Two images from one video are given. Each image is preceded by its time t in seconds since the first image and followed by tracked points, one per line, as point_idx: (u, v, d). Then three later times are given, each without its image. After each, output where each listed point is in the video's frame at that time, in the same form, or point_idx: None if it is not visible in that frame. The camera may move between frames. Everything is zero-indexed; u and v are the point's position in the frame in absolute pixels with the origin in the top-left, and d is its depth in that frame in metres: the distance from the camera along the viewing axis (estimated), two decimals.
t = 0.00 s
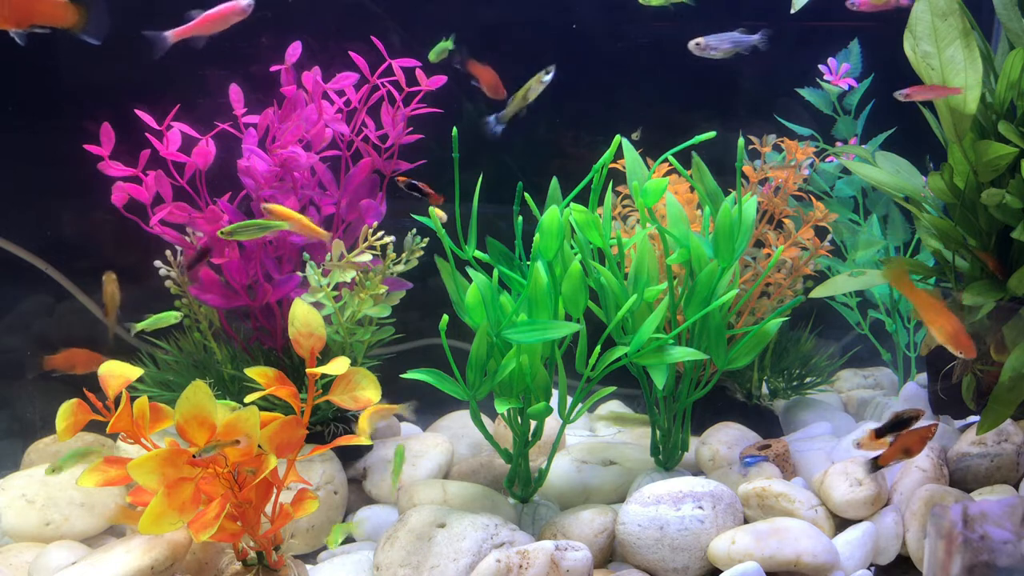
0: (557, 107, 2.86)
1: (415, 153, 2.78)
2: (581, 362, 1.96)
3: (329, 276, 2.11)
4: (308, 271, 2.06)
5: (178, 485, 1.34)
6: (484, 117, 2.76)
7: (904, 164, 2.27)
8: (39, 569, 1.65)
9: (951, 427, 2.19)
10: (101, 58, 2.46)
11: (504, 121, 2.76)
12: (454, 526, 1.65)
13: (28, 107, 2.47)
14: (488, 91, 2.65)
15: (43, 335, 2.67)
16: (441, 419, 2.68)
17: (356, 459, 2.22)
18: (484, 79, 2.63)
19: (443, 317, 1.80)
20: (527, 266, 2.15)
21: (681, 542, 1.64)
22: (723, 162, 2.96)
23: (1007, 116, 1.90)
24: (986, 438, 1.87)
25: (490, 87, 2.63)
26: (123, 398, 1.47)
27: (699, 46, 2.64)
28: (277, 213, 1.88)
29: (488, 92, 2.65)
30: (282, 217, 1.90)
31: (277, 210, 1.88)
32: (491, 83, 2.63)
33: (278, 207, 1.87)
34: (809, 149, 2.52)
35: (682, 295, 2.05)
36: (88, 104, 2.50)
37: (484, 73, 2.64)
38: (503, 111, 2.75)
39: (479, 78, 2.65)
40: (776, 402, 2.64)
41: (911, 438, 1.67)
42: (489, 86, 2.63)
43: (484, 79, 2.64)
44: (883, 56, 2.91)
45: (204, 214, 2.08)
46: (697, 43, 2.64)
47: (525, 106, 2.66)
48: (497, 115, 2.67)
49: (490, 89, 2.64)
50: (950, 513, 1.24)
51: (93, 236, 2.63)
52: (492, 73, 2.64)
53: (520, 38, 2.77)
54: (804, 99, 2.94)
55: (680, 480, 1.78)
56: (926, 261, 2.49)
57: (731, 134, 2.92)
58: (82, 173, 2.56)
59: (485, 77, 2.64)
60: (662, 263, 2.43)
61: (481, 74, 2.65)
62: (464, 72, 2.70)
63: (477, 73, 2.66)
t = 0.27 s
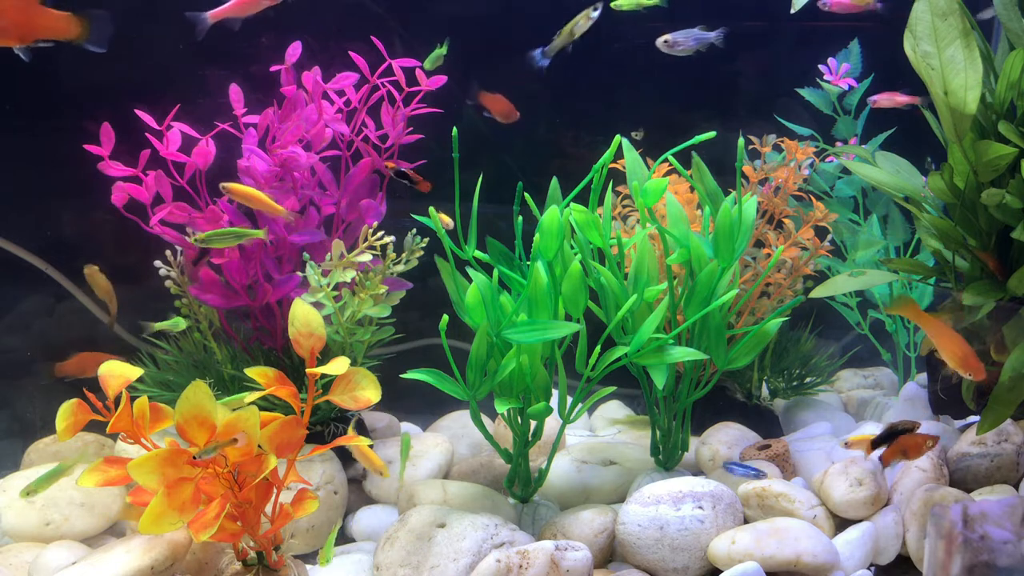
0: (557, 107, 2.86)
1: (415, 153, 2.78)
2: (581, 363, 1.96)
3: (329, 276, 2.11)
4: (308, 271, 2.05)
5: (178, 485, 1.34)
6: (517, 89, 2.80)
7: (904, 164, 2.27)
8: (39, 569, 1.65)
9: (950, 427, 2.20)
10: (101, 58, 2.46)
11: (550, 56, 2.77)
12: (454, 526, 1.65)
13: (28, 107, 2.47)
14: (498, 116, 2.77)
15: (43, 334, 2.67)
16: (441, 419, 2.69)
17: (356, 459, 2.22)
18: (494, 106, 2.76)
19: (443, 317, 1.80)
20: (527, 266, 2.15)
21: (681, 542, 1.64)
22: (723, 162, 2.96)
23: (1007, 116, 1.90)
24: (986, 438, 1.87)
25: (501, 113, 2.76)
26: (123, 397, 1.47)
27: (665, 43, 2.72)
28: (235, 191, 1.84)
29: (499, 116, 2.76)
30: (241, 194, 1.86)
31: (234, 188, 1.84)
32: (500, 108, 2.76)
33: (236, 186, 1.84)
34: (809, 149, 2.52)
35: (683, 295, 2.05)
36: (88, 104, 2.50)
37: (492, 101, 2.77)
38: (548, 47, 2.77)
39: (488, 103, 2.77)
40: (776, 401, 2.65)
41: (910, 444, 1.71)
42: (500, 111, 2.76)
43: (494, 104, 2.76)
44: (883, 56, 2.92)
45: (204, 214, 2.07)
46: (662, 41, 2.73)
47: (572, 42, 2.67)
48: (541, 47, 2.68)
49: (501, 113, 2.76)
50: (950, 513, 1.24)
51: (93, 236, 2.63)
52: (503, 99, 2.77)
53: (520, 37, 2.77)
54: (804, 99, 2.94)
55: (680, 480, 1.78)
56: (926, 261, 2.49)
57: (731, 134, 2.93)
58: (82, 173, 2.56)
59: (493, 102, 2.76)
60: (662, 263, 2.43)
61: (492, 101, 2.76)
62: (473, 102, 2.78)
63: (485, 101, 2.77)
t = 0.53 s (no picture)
0: (557, 107, 2.86)
1: (415, 153, 2.78)
2: (581, 363, 1.96)
3: (329, 276, 2.11)
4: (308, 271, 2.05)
5: (178, 485, 1.34)
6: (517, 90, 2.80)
7: (904, 164, 2.27)
8: (39, 569, 1.65)
9: (951, 427, 2.20)
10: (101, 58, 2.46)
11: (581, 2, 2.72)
12: (454, 526, 1.65)
13: (28, 107, 2.46)
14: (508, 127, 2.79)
15: (43, 334, 2.67)
16: (441, 419, 2.68)
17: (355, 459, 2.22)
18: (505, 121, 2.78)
19: (443, 317, 1.80)
20: (527, 266, 2.15)
21: (681, 542, 1.64)
22: (723, 162, 2.96)
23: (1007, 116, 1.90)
24: (986, 438, 1.87)
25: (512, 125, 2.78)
26: (123, 397, 1.47)
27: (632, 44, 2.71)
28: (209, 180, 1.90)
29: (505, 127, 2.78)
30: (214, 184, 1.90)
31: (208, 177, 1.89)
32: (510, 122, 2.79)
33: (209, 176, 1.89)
34: (809, 149, 2.52)
35: (683, 295, 2.05)
36: (88, 103, 2.50)
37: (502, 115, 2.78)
38: None
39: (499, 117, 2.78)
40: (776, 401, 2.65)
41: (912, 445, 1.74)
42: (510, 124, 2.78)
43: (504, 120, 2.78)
44: (883, 56, 2.92)
45: (204, 214, 2.06)
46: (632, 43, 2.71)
47: None
48: None
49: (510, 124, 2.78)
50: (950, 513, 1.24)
51: (93, 236, 2.63)
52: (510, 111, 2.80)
53: (520, 37, 2.77)
54: (804, 99, 2.94)
55: (680, 480, 1.79)
56: (926, 261, 2.49)
57: (731, 134, 2.93)
58: (81, 173, 2.56)
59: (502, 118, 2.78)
60: (662, 263, 2.43)
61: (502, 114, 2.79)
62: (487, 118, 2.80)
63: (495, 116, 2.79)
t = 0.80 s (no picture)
0: (557, 107, 2.86)
1: (415, 153, 2.78)
2: (581, 363, 1.96)
3: (329, 276, 2.10)
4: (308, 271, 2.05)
5: (178, 485, 1.34)
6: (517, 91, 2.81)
7: (904, 164, 2.27)
8: (39, 569, 1.65)
9: (951, 427, 2.20)
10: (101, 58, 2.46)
11: None
12: (454, 526, 1.65)
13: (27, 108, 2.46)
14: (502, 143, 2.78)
15: (43, 334, 2.67)
16: (441, 419, 2.68)
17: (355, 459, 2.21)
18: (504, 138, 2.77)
19: (443, 317, 1.80)
20: (527, 266, 2.15)
21: (681, 542, 1.64)
22: (723, 162, 2.97)
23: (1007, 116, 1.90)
24: (986, 438, 1.87)
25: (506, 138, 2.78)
26: (123, 397, 1.47)
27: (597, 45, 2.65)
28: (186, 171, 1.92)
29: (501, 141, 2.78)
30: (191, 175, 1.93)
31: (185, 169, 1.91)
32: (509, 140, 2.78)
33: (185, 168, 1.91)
34: (809, 149, 2.52)
35: (683, 295, 2.05)
36: (88, 104, 2.50)
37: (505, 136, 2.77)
38: None
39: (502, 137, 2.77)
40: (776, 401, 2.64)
41: (878, 440, 1.66)
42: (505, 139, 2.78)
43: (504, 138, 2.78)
44: (883, 56, 2.93)
45: (204, 214, 2.06)
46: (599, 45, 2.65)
47: None
48: None
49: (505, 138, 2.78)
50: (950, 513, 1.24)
51: (92, 236, 2.62)
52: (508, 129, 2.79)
53: (521, 37, 2.77)
54: (804, 99, 2.94)
55: (680, 480, 1.79)
56: (926, 260, 2.49)
57: (731, 134, 2.93)
58: (81, 173, 2.56)
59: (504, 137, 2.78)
60: (662, 263, 2.43)
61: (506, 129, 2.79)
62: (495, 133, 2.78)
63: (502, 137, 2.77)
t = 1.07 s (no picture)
0: (557, 107, 2.86)
1: (415, 153, 2.78)
2: (581, 363, 1.96)
3: (329, 276, 2.10)
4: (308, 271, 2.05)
5: (178, 485, 1.34)
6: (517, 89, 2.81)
7: (904, 164, 2.27)
8: (39, 569, 1.65)
9: (951, 427, 2.21)
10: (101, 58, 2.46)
11: None
12: (454, 526, 1.65)
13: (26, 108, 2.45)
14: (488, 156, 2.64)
15: (43, 334, 2.66)
16: (441, 419, 2.68)
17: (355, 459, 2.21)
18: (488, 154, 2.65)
19: (443, 317, 1.80)
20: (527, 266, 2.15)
21: (681, 542, 1.64)
22: (723, 162, 2.97)
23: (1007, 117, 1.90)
24: (986, 439, 1.87)
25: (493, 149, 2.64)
26: (123, 397, 1.47)
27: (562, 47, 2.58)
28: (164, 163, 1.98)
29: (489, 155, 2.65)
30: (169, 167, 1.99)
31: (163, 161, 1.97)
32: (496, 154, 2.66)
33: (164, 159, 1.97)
34: (809, 149, 2.53)
35: (683, 295, 2.05)
36: (87, 104, 2.50)
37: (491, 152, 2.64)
38: None
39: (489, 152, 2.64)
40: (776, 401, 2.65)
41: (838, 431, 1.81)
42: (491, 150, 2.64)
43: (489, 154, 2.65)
44: (883, 56, 2.93)
45: (204, 214, 2.06)
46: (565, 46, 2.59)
47: None
48: None
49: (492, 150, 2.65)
50: (950, 513, 1.24)
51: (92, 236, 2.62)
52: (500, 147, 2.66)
53: (521, 37, 2.77)
54: (804, 99, 2.94)
55: (680, 480, 1.79)
56: (926, 260, 2.49)
57: (731, 134, 2.93)
58: (81, 173, 2.56)
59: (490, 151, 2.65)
60: (662, 263, 2.43)
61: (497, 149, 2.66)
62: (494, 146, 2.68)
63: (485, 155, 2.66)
